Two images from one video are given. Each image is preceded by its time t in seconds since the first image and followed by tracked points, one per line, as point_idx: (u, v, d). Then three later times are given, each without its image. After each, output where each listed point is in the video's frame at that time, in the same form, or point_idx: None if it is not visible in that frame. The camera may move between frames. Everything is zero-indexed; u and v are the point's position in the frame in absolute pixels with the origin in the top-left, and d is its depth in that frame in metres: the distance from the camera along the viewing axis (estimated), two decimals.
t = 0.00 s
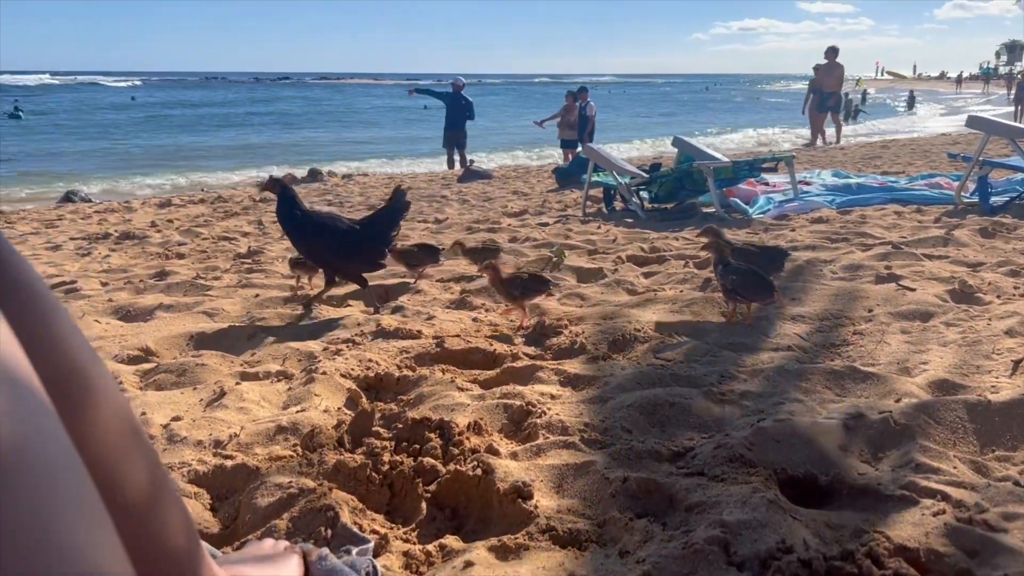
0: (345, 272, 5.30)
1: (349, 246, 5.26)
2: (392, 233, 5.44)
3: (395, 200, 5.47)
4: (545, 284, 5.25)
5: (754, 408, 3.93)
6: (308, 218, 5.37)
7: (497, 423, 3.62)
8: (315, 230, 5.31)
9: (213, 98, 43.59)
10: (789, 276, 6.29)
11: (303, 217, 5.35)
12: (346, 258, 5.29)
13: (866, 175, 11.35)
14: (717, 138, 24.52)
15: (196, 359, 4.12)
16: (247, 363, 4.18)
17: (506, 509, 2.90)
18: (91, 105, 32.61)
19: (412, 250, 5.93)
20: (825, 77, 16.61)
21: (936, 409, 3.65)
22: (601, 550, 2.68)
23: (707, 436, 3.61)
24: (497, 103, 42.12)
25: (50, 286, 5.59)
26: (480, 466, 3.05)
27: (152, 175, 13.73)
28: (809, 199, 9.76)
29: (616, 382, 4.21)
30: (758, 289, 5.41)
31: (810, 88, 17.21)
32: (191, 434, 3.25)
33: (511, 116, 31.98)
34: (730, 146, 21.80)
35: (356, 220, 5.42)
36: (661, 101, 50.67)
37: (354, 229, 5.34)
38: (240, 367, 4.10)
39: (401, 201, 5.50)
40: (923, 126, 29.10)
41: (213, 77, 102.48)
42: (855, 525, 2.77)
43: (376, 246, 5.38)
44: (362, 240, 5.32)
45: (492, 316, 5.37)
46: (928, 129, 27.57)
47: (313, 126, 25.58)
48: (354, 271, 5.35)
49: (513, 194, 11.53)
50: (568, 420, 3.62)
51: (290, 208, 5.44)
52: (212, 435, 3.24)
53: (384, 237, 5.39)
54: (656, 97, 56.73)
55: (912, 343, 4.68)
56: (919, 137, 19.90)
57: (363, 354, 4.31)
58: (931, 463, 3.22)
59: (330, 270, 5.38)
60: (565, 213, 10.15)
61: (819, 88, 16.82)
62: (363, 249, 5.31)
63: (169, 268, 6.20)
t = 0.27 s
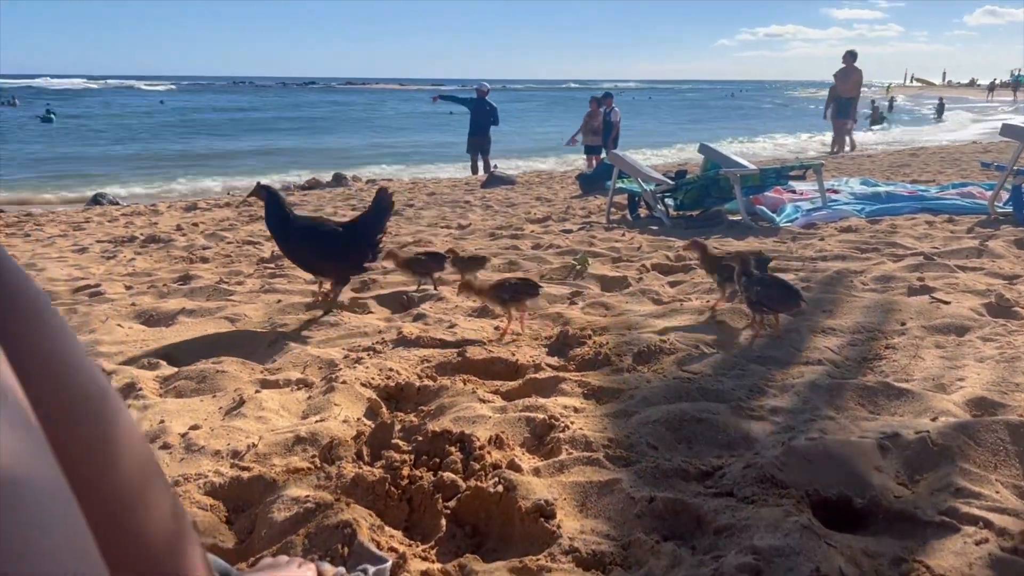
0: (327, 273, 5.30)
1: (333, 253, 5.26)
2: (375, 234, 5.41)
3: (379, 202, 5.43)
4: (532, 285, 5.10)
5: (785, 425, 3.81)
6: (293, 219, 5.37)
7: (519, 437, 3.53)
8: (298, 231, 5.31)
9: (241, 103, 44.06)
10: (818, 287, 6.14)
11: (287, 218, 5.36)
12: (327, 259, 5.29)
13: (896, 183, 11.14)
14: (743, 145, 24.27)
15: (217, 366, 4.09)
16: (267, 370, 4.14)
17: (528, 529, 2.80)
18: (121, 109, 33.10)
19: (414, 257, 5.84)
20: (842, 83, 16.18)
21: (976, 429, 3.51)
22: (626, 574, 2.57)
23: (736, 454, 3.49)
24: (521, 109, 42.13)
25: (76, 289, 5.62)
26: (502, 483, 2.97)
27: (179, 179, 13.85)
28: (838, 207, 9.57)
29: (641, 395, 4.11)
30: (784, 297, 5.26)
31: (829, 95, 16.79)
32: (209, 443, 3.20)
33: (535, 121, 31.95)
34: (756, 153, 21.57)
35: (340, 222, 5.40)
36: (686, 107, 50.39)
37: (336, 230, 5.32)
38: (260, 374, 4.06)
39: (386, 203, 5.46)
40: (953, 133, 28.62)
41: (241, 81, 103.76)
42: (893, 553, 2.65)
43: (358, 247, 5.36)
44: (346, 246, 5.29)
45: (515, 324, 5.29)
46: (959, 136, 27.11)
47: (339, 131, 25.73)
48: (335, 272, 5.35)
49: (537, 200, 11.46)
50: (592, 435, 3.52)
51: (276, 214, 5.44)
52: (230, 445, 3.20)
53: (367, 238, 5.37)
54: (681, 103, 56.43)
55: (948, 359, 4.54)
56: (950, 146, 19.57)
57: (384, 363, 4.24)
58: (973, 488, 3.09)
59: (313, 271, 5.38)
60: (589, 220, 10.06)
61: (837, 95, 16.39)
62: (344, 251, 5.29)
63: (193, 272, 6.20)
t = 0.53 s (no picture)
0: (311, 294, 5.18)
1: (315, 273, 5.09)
2: (360, 253, 5.15)
3: (361, 221, 5.08)
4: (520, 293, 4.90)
5: (818, 445, 3.68)
6: (279, 236, 5.19)
7: (544, 454, 3.44)
8: (282, 249, 5.16)
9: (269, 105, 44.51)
10: (850, 298, 5.97)
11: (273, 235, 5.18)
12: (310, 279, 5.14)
13: (929, 190, 10.90)
14: (771, 151, 23.96)
15: (239, 374, 4.04)
16: (290, 378, 4.09)
17: (552, 552, 2.69)
18: (152, 110, 33.55)
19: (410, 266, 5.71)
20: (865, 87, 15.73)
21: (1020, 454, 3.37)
22: None
23: (768, 475, 3.38)
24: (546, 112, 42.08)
25: (102, 292, 5.62)
26: (526, 502, 2.87)
27: (206, 181, 13.96)
28: (869, 215, 9.37)
29: (670, 411, 4.00)
30: (816, 308, 5.10)
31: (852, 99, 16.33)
32: (230, 454, 3.16)
33: (560, 125, 31.85)
34: (784, 158, 21.30)
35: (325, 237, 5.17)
36: (711, 111, 50.00)
37: (319, 249, 5.11)
38: (283, 383, 4.01)
39: (369, 220, 5.11)
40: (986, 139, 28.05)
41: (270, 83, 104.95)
42: None
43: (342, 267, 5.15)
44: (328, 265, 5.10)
45: (539, 334, 5.20)
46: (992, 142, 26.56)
47: (365, 134, 25.85)
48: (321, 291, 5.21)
49: (562, 205, 11.37)
50: (619, 453, 3.43)
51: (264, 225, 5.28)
52: (250, 457, 3.15)
53: (351, 257, 5.15)
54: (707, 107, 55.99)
55: (987, 377, 4.38)
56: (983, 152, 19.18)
57: (406, 373, 4.17)
58: (1018, 517, 2.95)
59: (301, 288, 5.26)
60: (614, 226, 9.95)
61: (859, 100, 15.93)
62: (326, 272, 5.12)
63: (218, 276, 6.19)
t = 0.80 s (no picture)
0: (307, 296, 5.10)
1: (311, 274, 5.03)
2: (357, 254, 5.15)
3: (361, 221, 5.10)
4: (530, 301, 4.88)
5: (851, 463, 3.56)
6: (275, 238, 5.11)
7: (567, 469, 3.37)
8: (278, 251, 5.08)
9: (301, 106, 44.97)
10: (884, 309, 5.81)
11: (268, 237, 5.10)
12: (306, 281, 5.07)
13: (966, 197, 10.63)
14: (802, 155, 23.60)
15: (261, 380, 4.02)
16: (312, 385, 4.06)
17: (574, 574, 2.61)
18: (186, 112, 34.03)
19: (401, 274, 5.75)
20: (891, 90, 15.34)
21: None
22: None
23: (798, 496, 3.26)
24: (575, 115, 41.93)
25: (130, 293, 5.66)
26: (547, 521, 2.81)
27: (237, 182, 14.08)
28: (903, 222, 9.15)
29: (697, 426, 3.89)
30: (848, 322, 4.96)
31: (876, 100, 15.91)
32: (248, 464, 3.13)
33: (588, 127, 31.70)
34: (816, 163, 20.96)
35: (321, 239, 5.13)
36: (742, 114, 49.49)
37: (317, 250, 5.06)
38: (305, 390, 3.98)
39: (368, 221, 5.14)
40: None
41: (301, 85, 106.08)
42: None
43: (339, 268, 5.11)
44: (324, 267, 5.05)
45: (564, 341, 5.10)
46: None
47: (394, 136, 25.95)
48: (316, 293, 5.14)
49: (589, 209, 11.27)
50: (645, 469, 3.35)
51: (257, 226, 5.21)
52: (269, 466, 3.12)
53: (348, 260, 5.11)
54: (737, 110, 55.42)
55: None
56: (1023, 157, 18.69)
57: (428, 382, 4.11)
58: None
59: (294, 290, 5.17)
60: (642, 231, 9.83)
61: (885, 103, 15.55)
62: (323, 274, 5.06)
63: (245, 278, 6.21)
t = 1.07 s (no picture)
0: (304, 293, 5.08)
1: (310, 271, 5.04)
2: (355, 257, 5.18)
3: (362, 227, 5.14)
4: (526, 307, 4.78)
5: (885, 475, 3.46)
6: (275, 241, 5.13)
7: (593, 477, 3.32)
8: (278, 254, 5.09)
9: (330, 109, 45.41)
10: (918, 317, 5.67)
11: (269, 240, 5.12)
12: (306, 284, 5.08)
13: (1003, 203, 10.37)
14: (834, 160, 23.25)
15: (287, 382, 4.02)
16: (337, 388, 4.05)
17: None
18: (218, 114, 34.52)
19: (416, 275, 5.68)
20: (917, 94, 14.95)
21: None
22: None
23: (831, 509, 3.18)
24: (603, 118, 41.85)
25: (160, 293, 5.71)
26: (573, 531, 2.78)
27: (267, 184, 14.23)
28: (937, 228, 8.95)
29: (726, 436, 3.81)
30: (884, 334, 4.83)
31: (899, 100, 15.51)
32: (273, 467, 3.13)
33: (616, 130, 31.58)
34: (847, 168, 20.64)
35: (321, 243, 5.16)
36: (772, 118, 48.95)
37: (318, 254, 5.09)
38: (330, 392, 3.97)
39: (367, 226, 5.22)
40: None
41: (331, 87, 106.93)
42: None
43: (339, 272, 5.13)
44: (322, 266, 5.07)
45: (591, 346, 5.03)
46: None
47: (422, 139, 26.07)
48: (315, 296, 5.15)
49: (617, 212, 11.19)
50: (672, 479, 3.28)
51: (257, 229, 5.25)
52: (293, 470, 3.12)
53: (346, 262, 5.14)
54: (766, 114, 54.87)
55: None
56: None
57: (453, 386, 4.07)
58: None
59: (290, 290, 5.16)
60: (670, 235, 9.73)
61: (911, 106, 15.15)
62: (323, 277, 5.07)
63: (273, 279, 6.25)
